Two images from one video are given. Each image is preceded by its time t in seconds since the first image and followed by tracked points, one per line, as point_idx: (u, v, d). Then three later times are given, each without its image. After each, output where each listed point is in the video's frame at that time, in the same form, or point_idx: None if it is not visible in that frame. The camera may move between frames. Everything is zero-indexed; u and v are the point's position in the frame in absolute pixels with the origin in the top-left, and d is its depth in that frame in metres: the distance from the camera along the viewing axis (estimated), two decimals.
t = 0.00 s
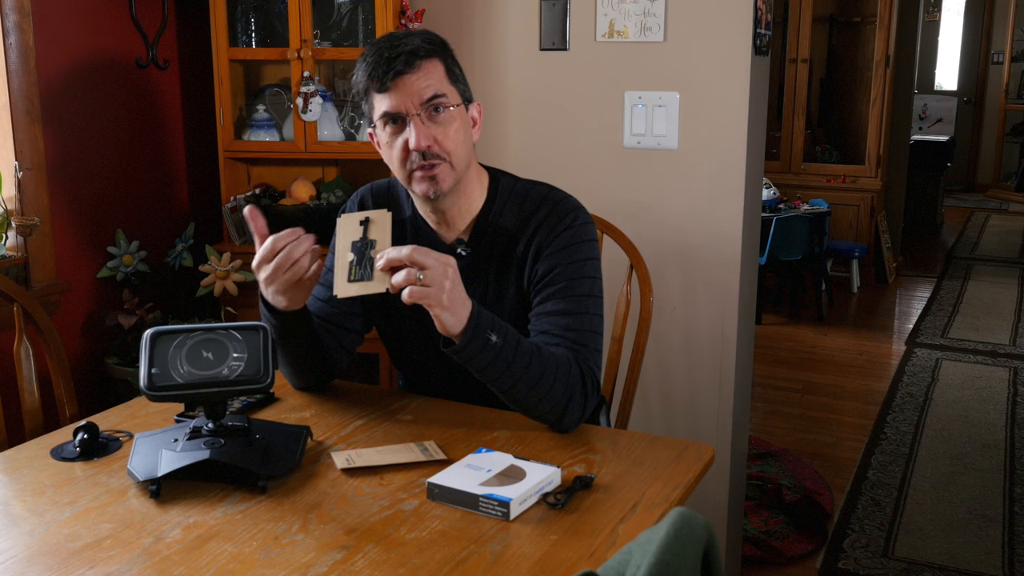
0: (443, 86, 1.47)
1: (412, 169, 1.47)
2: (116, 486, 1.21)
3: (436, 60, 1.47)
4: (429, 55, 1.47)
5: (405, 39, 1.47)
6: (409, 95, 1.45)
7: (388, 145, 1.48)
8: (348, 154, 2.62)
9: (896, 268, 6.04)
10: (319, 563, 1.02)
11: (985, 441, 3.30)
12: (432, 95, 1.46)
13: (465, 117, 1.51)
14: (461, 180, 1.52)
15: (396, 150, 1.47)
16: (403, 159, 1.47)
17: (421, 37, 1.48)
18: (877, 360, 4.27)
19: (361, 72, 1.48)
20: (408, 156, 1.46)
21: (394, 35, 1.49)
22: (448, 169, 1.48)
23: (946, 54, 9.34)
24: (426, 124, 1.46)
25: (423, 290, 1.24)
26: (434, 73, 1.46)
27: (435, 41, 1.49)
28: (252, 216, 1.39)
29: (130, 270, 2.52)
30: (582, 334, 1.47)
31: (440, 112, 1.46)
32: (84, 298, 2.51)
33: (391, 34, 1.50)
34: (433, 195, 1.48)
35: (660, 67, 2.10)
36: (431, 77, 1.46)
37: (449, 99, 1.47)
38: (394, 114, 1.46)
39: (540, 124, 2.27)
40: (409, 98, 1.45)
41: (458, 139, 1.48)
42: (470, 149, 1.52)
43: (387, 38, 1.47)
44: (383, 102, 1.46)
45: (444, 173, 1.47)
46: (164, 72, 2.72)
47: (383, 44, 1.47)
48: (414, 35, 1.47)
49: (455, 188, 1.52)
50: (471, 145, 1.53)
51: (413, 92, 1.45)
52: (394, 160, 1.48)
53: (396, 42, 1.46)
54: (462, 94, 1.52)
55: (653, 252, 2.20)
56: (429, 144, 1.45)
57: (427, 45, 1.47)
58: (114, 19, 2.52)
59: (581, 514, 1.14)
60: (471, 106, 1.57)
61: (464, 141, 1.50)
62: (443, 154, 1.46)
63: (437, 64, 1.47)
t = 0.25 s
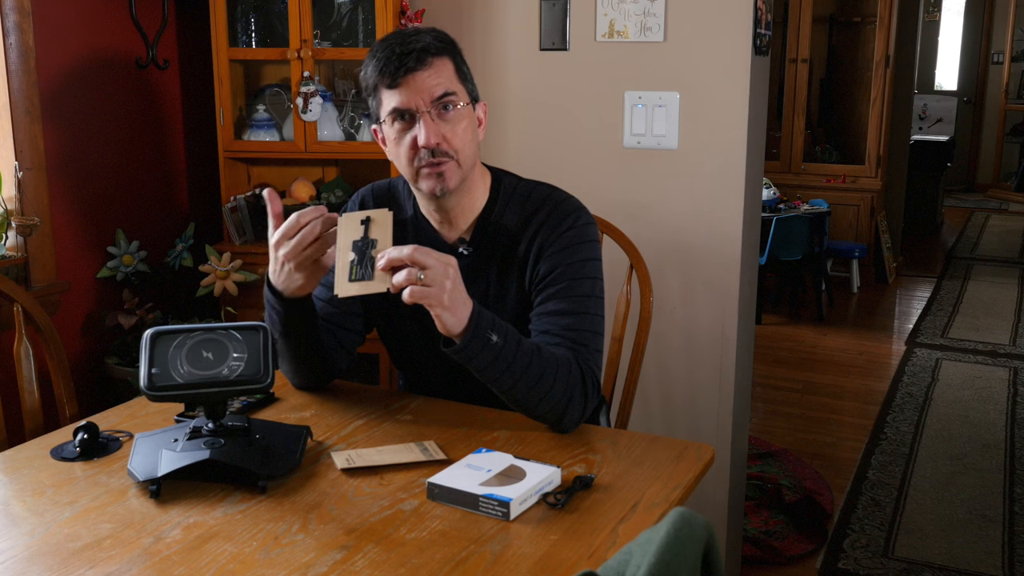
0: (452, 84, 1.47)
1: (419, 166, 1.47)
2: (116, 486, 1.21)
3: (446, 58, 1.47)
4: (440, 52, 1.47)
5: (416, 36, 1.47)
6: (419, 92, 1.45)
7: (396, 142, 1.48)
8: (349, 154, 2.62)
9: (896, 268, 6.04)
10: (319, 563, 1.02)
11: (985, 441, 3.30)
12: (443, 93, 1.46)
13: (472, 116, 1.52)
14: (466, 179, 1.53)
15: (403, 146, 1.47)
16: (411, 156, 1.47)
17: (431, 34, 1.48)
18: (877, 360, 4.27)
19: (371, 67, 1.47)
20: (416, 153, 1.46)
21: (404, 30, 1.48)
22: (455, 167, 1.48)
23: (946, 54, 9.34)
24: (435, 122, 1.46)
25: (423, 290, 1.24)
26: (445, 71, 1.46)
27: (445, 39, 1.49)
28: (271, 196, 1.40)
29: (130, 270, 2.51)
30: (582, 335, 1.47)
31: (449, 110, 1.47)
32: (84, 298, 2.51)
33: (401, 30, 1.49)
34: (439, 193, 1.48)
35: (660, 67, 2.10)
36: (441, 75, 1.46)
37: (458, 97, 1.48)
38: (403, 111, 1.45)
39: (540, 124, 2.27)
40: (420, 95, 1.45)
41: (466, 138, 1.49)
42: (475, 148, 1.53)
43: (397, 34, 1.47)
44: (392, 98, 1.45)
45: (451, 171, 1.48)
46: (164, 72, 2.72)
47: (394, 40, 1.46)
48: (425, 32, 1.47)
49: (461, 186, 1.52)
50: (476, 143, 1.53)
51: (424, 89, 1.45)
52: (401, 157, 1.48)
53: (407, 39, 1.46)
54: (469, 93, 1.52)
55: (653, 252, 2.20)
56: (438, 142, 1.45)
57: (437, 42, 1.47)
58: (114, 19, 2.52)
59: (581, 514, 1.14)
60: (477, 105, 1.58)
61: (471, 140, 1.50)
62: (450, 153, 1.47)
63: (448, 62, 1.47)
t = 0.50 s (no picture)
0: (449, 85, 1.47)
1: (414, 167, 1.47)
2: (116, 486, 1.21)
3: (444, 59, 1.47)
4: (437, 53, 1.47)
5: (414, 37, 1.47)
6: (414, 92, 1.45)
7: (393, 142, 1.48)
8: (349, 154, 2.62)
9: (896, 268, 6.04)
10: (319, 563, 1.02)
11: (985, 441, 3.30)
12: (439, 94, 1.46)
13: (471, 117, 1.51)
14: (463, 181, 1.52)
15: (398, 146, 1.47)
16: (405, 157, 1.47)
17: (430, 35, 1.48)
18: (877, 360, 4.27)
19: (369, 67, 1.48)
20: (410, 153, 1.46)
21: (403, 31, 1.49)
22: (450, 169, 1.47)
23: (946, 54, 9.34)
24: (430, 123, 1.46)
25: (424, 289, 1.24)
26: (441, 72, 1.46)
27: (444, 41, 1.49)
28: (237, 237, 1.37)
29: (130, 270, 2.51)
30: (582, 335, 1.47)
31: (445, 112, 1.46)
32: (84, 298, 2.51)
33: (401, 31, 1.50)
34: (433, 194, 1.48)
35: (659, 67, 2.10)
36: (438, 76, 1.46)
37: (455, 99, 1.47)
38: (399, 110, 1.46)
39: (540, 124, 2.27)
40: (415, 95, 1.45)
41: (462, 139, 1.48)
42: (473, 150, 1.52)
43: (396, 35, 1.47)
44: (388, 98, 1.46)
45: (446, 173, 1.47)
46: (164, 72, 2.72)
47: (392, 40, 1.46)
48: (424, 33, 1.47)
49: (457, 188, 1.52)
50: (475, 145, 1.53)
51: (419, 90, 1.45)
52: (397, 157, 1.48)
53: (405, 39, 1.46)
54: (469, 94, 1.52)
55: (653, 252, 2.20)
56: (432, 143, 1.45)
57: (436, 43, 1.47)
58: (114, 19, 2.52)
59: (581, 514, 1.14)
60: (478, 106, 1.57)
61: (468, 142, 1.49)
62: (445, 154, 1.46)
63: (445, 64, 1.47)
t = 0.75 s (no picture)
0: (448, 85, 1.47)
1: (412, 167, 1.47)
2: (116, 486, 1.21)
3: (443, 59, 1.47)
4: (436, 54, 1.46)
5: (413, 37, 1.47)
6: (413, 92, 1.45)
7: (391, 141, 1.48)
8: (349, 154, 2.62)
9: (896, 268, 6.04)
10: (319, 563, 1.02)
11: (985, 441, 3.30)
12: (437, 94, 1.45)
13: (470, 117, 1.51)
14: (462, 181, 1.52)
15: (397, 146, 1.47)
16: (403, 157, 1.47)
17: (430, 35, 1.48)
18: (877, 360, 4.27)
19: (368, 67, 1.48)
20: (408, 153, 1.46)
21: (403, 31, 1.49)
22: (448, 169, 1.47)
23: (946, 54, 9.34)
24: (429, 122, 1.46)
25: (423, 289, 1.24)
26: (441, 73, 1.46)
27: (443, 41, 1.49)
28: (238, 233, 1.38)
29: (130, 270, 2.51)
30: (582, 334, 1.47)
31: (444, 112, 1.46)
32: (84, 298, 2.51)
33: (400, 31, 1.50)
34: (431, 194, 1.48)
35: (659, 67, 2.10)
36: (437, 76, 1.46)
37: (454, 99, 1.47)
38: (397, 110, 1.46)
39: (541, 124, 2.27)
40: (413, 95, 1.45)
41: (461, 140, 1.48)
42: (473, 149, 1.52)
43: (396, 35, 1.47)
44: (387, 98, 1.46)
45: (444, 173, 1.46)
46: (164, 72, 2.72)
47: (391, 40, 1.46)
48: (424, 33, 1.47)
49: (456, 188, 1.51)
50: (474, 145, 1.52)
51: (418, 90, 1.45)
52: (395, 156, 1.48)
53: (404, 40, 1.46)
54: (469, 94, 1.52)
55: (653, 252, 2.20)
56: (430, 143, 1.45)
57: (436, 43, 1.47)
58: (114, 19, 2.52)
59: (581, 514, 1.14)
60: (478, 107, 1.57)
61: (467, 142, 1.49)
62: (443, 154, 1.46)
63: (444, 64, 1.47)
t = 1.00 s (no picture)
0: (448, 85, 1.47)
1: (412, 166, 1.47)
2: (116, 486, 1.21)
3: (443, 59, 1.47)
4: (436, 54, 1.46)
5: (413, 36, 1.47)
6: (412, 92, 1.45)
7: (391, 140, 1.49)
8: (349, 154, 2.62)
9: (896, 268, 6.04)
10: (319, 563, 1.02)
11: (985, 441, 3.30)
12: (436, 95, 1.45)
13: (470, 117, 1.51)
14: (461, 181, 1.52)
15: (396, 146, 1.47)
16: (403, 156, 1.47)
17: (430, 35, 1.48)
18: (877, 360, 4.27)
19: (368, 66, 1.48)
20: (408, 153, 1.46)
21: (403, 30, 1.49)
22: (448, 168, 1.47)
23: (946, 54, 9.34)
24: (428, 122, 1.46)
25: (423, 289, 1.24)
26: (440, 73, 1.46)
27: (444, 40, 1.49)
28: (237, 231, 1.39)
29: (130, 269, 2.51)
30: (582, 334, 1.46)
31: (443, 112, 1.46)
32: (84, 298, 2.51)
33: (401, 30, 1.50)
34: (431, 194, 1.48)
35: (659, 67, 2.10)
36: (436, 77, 1.46)
37: (453, 99, 1.47)
38: (396, 110, 1.46)
39: (541, 124, 2.27)
40: (412, 95, 1.45)
41: (460, 140, 1.48)
42: (473, 149, 1.52)
43: (396, 35, 1.47)
44: (386, 98, 1.46)
45: (444, 172, 1.47)
46: (164, 72, 2.72)
47: (391, 40, 1.46)
48: (424, 33, 1.47)
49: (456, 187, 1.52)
50: (474, 145, 1.52)
51: (417, 90, 1.45)
52: (395, 156, 1.49)
53: (404, 39, 1.46)
54: (469, 94, 1.51)
55: (653, 252, 2.20)
56: (429, 143, 1.45)
57: (436, 44, 1.47)
58: (114, 19, 2.52)
59: (581, 514, 1.14)
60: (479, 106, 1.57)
61: (466, 141, 1.49)
62: (442, 154, 1.46)
63: (444, 64, 1.47)
